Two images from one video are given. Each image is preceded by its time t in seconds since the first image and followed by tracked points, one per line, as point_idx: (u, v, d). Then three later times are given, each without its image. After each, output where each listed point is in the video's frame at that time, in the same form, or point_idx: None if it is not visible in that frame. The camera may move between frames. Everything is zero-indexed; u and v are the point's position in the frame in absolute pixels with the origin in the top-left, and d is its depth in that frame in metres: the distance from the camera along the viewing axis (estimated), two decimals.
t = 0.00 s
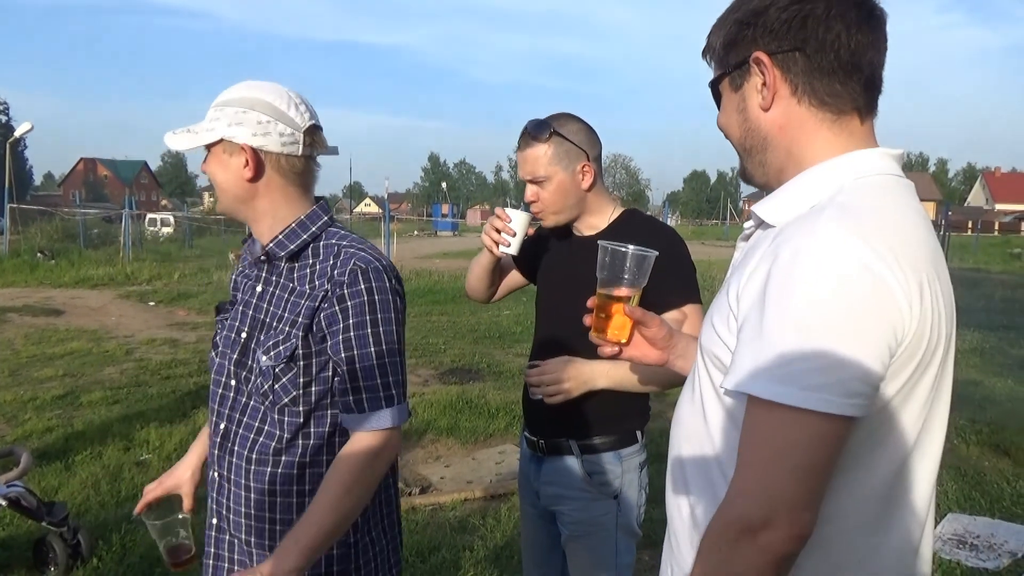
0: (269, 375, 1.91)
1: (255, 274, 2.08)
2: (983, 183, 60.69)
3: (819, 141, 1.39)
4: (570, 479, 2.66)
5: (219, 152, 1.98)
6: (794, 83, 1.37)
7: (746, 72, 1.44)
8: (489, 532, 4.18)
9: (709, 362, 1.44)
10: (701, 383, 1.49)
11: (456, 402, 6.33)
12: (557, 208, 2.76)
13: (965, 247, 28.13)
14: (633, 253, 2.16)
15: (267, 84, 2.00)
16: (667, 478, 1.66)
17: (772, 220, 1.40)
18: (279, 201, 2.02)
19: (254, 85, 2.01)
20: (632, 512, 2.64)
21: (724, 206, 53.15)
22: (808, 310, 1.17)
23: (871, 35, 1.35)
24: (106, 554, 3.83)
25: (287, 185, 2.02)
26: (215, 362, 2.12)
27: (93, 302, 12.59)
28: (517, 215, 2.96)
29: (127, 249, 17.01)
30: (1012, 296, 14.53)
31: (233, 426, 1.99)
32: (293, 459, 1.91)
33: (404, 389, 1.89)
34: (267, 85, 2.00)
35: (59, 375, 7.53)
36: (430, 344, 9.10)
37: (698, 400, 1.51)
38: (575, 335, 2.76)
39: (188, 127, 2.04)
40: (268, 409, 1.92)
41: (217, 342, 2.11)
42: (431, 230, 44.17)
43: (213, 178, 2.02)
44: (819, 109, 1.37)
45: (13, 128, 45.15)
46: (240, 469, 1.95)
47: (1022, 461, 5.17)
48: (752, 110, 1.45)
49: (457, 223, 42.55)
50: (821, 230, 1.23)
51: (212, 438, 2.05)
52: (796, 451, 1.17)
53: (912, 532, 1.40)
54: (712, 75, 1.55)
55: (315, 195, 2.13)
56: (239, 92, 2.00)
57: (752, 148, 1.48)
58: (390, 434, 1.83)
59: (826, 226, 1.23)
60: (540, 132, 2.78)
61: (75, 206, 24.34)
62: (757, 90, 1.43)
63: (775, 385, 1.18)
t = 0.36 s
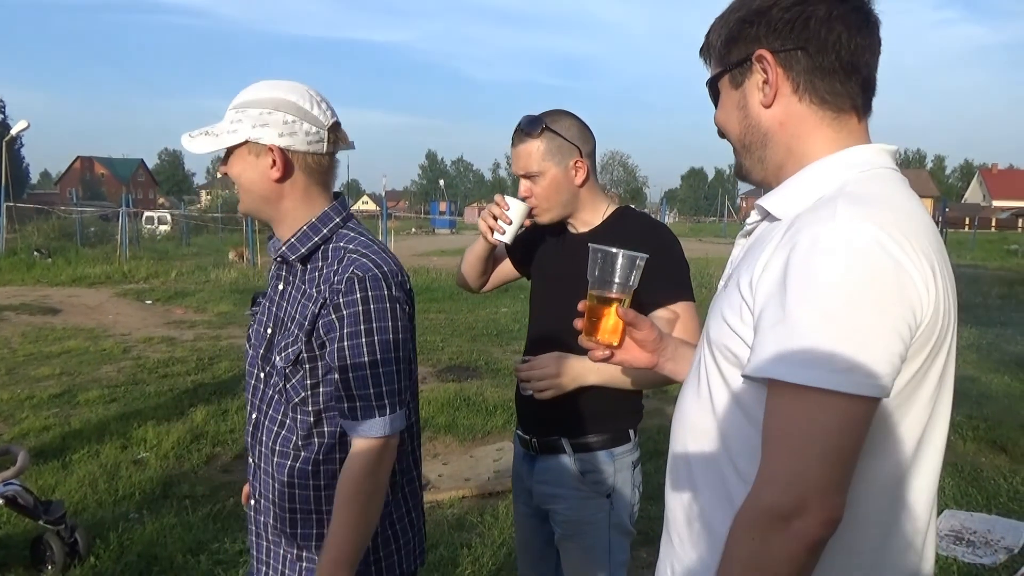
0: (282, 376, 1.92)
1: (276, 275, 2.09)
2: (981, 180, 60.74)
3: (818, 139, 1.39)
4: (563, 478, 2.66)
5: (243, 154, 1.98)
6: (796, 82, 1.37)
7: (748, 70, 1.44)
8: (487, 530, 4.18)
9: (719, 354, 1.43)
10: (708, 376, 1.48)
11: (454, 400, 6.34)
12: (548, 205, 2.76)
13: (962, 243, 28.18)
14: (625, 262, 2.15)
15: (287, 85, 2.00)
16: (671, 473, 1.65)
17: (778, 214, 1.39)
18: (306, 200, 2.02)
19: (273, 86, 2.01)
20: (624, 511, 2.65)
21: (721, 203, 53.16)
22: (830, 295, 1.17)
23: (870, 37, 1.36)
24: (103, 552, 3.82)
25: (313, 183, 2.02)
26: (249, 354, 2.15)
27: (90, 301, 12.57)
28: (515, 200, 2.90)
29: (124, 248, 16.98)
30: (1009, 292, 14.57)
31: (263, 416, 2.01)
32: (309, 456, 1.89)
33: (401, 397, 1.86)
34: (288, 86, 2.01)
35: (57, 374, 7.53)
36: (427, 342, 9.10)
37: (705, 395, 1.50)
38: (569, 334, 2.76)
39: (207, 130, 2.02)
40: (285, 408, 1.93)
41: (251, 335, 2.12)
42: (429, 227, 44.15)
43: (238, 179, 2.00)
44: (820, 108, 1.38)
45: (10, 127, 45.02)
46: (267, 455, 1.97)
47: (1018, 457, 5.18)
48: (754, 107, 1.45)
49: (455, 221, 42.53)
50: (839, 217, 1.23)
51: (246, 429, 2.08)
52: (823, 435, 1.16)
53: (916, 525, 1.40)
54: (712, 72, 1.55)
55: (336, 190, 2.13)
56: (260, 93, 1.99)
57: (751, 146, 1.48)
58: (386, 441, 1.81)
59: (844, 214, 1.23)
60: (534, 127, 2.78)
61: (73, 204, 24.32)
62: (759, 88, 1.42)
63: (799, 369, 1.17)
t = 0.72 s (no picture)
0: (268, 357, 2.01)
1: (263, 265, 2.20)
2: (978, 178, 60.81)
3: (832, 138, 1.40)
4: (556, 477, 2.66)
5: (267, 138, 2.09)
6: (815, 76, 1.37)
7: (766, 59, 1.44)
8: (485, 528, 4.19)
9: (729, 354, 1.42)
10: (715, 376, 1.47)
11: (452, 398, 6.34)
12: (541, 202, 2.78)
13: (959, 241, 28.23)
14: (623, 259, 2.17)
15: (304, 85, 2.19)
16: (670, 473, 1.65)
17: (790, 212, 1.40)
18: (313, 189, 2.18)
19: (287, 84, 2.18)
20: (616, 511, 2.65)
21: (719, 202, 53.20)
22: (854, 296, 1.16)
23: (889, 38, 1.37)
24: (101, 551, 3.83)
25: (319, 174, 2.21)
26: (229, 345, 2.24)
27: (87, 299, 12.56)
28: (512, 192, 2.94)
29: (121, 246, 16.96)
30: (1005, 290, 14.60)
31: (241, 404, 2.12)
32: (296, 437, 2.01)
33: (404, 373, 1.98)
34: (303, 86, 2.20)
35: (53, 372, 7.53)
36: (425, 340, 9.10)
37: (710, 394, 1.50)
38: (564, 333, 2.76)
39: (222, 113, 2.09)
40: (267, 389, 2.03)
41: (234, 325, 2.21)
42: (426, 226, 44.17)
43: (252, 162, 2.09)
44: (838, 106, 1.38)
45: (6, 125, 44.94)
46: (246, 444, 2.08)
47: (1014, 454, 5.19)
48: (768, 98, 1.45)
49: (453, 219, 42.55)
50: (861, 217, 1.22)
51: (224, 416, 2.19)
52: (843, 438, 1.16)
53: (921, 532, 1.41)
54: (726, 58, 1.54)
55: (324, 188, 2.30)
56: (279, 87, 2.15)
57: (761, 137, 1.48)
58: (397, 416, 1.94)
59: (865, 213, 1.23)
60: (531, 124, 2.79)
61: (69, 202, 24.28)
62: (776, 79, 1.43)
63: (821, 371, 1.16)
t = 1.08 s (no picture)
0: (236, 358, 2.05)
1: (237, 270, 2.23)
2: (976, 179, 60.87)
3: (856, 139, 1.41)
4: (552, 479, 2.67)
5: (245, 154, 2.15)
6: (845, 74, 1.38)
7: (792, 59, 1.43)
8: (482, 529, 4.19)
9: (736, 362, 1.41)
10: (721, 384, 1.46)
11: (450, 398, 6.35)
12: (539, 202, 2.78)
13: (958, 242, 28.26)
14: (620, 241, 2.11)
15: (281, 103, 2.25)
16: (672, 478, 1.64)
17: (805, 217, 1.41)
18: (289, 201, 2.24)
19: (266, 102, 2.24)
20: (612, 514, 2.66)
21: (718, 202, 53.23)
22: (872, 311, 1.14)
23: (910, 38, 1.40)
24: (99, 551, 3.83)
25: (294, 186, 2.27)
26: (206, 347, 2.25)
27: (86, 299, 12.55)
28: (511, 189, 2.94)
29: (119, 246, 16.94)
30: (1002, 291, 14.62)
31: (216, 405, 2.13)
32: (263, 434, 2.04)
33: (353, 371, 2.03)
34: (279, 102, 2.25)
35: (52, 372, 7.53)
36: (423, 340, 9.11)
37: (716, 401, 1.49)
38: (563, 334, 2.75)
39: (202, 128, 2.14)
40: (236, 388, 2.06)
41: (210, 329, 2.21)
42: (425, 226, 44.17)
43: (229, 176, 2.15)
44: (865, 105, 1.39)
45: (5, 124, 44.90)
46: (218, 443, 2.10)
47: (1011, 455, 5.20)
48: (795, 98, 1.43)
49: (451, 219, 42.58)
50: (878, 228, 1.21)
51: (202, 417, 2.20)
52: (854, 456, 1.15)
53: (927, 550, 1.41)
54: (744, 59, 1.52)
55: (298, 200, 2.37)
56: (259, 105, 2.21)
57: (785, 141, 1.47)
58: (336, 412, 1.97)
59: (881, 224, 1.22)
60: (533, 123, 2.79)
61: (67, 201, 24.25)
62: (803, 79, 1.42)
63: (835, 388, 1.15)
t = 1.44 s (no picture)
0: (218, 352, 2.06)
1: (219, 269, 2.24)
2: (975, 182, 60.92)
3: (858, 142, 1.41)
4: (552, 481, 2.67)
5: (226, 155, 2.16)
6: (849, 76, 1.38)
7: (795, 61, 1.43)
8: (480, 530, 4.19)
9: (740, 371, 1.40)
10: (724, 393, 1.46)
11: (449, 399, 6.36)
12: (540, 203, 2.79)
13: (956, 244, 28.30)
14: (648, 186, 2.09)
15: (263, 106, 2.26)
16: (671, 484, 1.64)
17: (810, 223, 1.40)
18: (268, 203, 2.25)
19: (248, 104, 2.25)
20: (611, 516, 2.66)
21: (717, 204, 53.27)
22: (890, 327, 1.14)
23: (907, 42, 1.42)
24: (97, 552, 3.83)
25: (273, 188, 2.28)
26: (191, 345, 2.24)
27: (85, 299, 12.56)
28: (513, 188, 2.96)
29: (119, 247, 16.95)
30: (1000, 293, 14.63)
31: (200, 402, 2.13)
32: (246, 427, 2.05)
33: (332, 360, 2.03)
34: (260, 104, 2.26)
35: (51, 372, 7.53)
36: (423, 341, 9.12)
37: (719, 409, 1.48)
38: (561, 335, 2.74)
39: (182, 131, 2.15)
40: (219, 382, 2.06)
41: (193, 328, 2.20)
42: (424, 227, 44.23)
43: (209, 177, 2.16)
44: (868, 108, 1.40)
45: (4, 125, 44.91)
46: (202, 439, 2.11)
47: (1010, 457, 5.20)
48: (798, 100, 1.43)
49: (451, 220, 42.63)
50: (892, 238, 1.21)
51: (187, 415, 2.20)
52: (874, 474, 1.15)
53: (928, 555, 1.42)
54: (747, 62, 1.52)
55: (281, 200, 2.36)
56: (239, 107, 2.21)
57: (788, 144, 1.46)
58: (317, 401, 1.98)
59: (895, 236, 1.21)
60: (536, 124, 2.80)
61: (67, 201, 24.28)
62: (806, 82, 1.42)
63: (855, 405, 1.15)
